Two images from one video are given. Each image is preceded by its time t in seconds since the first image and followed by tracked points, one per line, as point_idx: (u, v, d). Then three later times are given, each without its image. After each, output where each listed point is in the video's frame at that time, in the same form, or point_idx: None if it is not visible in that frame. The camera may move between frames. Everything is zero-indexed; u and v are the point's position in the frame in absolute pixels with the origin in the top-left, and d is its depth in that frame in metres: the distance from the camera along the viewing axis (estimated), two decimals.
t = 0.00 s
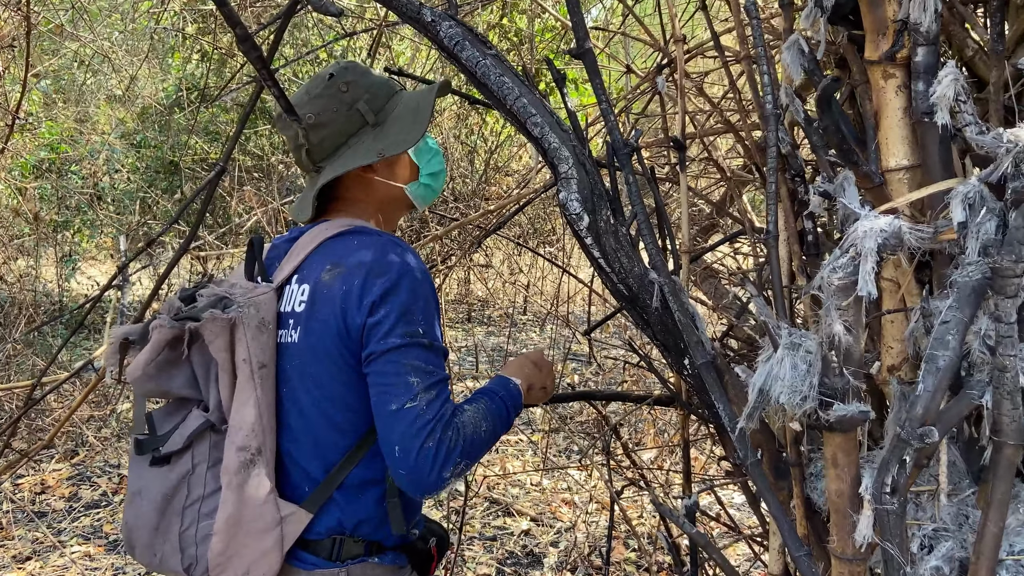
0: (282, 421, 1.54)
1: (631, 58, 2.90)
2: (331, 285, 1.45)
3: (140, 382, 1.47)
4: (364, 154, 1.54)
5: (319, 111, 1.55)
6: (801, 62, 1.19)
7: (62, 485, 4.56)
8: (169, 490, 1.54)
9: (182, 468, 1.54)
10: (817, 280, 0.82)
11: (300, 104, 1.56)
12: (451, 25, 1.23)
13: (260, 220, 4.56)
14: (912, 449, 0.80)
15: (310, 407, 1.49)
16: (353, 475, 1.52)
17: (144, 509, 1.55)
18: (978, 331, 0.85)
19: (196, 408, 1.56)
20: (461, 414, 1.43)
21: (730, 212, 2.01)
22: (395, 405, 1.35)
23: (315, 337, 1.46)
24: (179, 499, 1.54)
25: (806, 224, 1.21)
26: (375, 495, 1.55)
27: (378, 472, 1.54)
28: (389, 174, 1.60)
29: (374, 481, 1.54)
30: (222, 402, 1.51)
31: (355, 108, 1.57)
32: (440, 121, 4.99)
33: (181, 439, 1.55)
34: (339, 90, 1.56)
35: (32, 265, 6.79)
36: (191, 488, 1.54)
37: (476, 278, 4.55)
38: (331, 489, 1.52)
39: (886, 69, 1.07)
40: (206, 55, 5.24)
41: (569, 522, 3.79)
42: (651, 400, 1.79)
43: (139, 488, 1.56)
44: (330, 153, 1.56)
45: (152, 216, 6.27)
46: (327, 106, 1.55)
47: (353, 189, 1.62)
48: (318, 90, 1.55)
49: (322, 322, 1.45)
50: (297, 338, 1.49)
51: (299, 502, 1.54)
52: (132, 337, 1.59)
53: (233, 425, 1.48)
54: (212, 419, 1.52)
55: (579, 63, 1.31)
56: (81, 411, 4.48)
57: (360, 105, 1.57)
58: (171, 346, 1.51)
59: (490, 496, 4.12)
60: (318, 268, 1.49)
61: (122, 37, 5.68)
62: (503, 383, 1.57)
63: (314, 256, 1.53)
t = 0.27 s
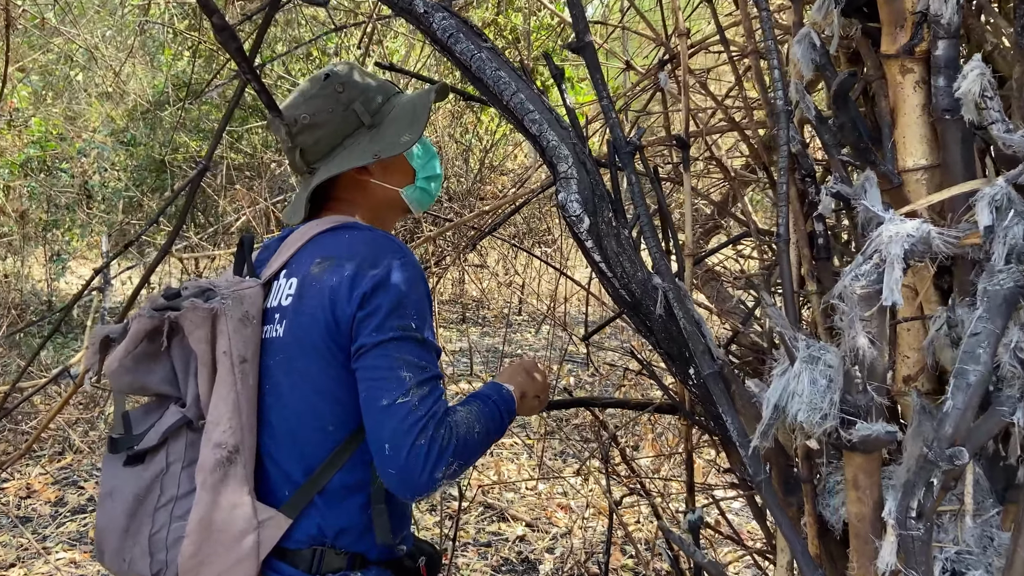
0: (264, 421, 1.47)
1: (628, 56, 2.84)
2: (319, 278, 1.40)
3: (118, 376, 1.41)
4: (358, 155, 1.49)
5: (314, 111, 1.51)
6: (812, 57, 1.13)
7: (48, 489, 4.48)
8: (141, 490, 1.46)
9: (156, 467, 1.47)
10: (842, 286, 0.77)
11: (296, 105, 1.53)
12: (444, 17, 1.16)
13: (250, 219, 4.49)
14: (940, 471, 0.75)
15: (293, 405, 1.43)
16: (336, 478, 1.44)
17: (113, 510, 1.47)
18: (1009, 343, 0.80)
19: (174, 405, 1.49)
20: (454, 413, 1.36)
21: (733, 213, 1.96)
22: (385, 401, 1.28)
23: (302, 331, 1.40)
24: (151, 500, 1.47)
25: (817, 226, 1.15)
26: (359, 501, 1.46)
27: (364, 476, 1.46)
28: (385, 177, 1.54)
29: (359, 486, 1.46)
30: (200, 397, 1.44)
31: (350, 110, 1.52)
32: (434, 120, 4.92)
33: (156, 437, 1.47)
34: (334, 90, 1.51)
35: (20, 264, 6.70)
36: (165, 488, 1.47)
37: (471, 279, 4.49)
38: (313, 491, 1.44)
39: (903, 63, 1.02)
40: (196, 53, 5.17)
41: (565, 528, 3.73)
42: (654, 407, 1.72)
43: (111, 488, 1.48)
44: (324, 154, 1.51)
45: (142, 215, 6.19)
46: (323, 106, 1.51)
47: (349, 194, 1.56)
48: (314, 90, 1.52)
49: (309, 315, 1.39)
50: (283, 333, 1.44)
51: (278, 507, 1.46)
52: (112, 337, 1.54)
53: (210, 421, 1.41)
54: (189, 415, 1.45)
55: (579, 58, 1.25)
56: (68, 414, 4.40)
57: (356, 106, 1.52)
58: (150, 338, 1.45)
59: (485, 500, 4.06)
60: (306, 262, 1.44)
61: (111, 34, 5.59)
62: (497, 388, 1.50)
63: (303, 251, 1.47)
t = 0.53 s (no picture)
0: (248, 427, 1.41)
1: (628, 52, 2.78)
2: (301, 278, 1.34)
3: (101, 380, 1.37)
4: (343, 156, 1.43)
5: (301, 108, 1.45)
6: (826, 53, 1.08)
7: (36, 493, 4.41)
8: (120, 499, 1.40)
9: (134, 475, 1.41)
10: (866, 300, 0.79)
11: (283, 101, 1.47)
12: (440, 10, 1.10)
13: (242, 219, 4.42)
14: (975, 498, 0.75)
15: (277, 410, 1.37)
16: (323, 486, 1.37)
17: (92, 520, 1.41)
18: None
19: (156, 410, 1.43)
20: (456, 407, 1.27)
21: (737, 214, 1.90)
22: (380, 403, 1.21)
23: (285, 333, 1.34)
24: (129, 510, 1.40)
25: (830, 230, 1.10)
26: (348, 509, 1.39)
27: (353, 482, 1.39)
28: (371, 179, 1.49)
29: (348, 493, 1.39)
30: (180, 402, 1.39)
31: (338, 108, 1.46)
32: (429, 118, 4.85)
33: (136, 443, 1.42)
34: (323, 87, 1.45)
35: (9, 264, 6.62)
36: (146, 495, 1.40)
37: (466, 279, 4.43)
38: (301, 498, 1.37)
39: (925, 60, 0.96)
40: (187, 49, 5.08)
41: (561, 533, 3.69)
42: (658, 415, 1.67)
43: (91, 497, 1.42)
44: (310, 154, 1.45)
45: (133, 214, 6.12)
46: (310, 104, 1.45)
47: (333, 196, 1.51)
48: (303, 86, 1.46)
49: (290, 317, 1.33)
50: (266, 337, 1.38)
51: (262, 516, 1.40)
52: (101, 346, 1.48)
53: (191, 425, 1.35)
54: (169, 419, 1.39)
55: (582, 53, 1.19)
56: (56, 417, 4.33)
57: (344, 104, 1.46)
58: (130, 343, 1.41)
59: (481, 504, 4.01)
60: (289, 262, 1.39)
61: (100, 29, 5.50)
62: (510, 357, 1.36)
63: (286, 252, 1.42)
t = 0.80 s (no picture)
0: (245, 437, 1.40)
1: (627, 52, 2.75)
2: (287, 283, 1.34)
3: (90, 401, 1.38)
4: (309, 149, 1.44)
5: (275, 95, 1.47)
6: (839, 55, 1.05)
7: (29, 500, 4.37)
8: (120, 518, 1.38)
9: (133, 492, 1.39)
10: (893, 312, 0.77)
11: (263, 85, 1.50)
12: (444, 11, 1.07)
13: (237, 221, 4.38)
14: (1005, 516, 0.79)
15: (274, 417, 1.37)
16: (332, 488, 1.37)
17: (96, 541, 1.39)
18: None
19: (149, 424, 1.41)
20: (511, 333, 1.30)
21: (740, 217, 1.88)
22: (432, 367, 1.24)
23: (278, 340, 1.35)
24: (131, 527, 1.38)
25: (843, 237, 1.08)
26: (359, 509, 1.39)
27: (362, 479, 1.39)
28: (342, 176, 1.48)
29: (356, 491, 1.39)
30: (171, 415, 1.38)
31: (313, 98, 1.46)
32: (424, 119, 4.82)
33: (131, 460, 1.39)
34: (300, 76, 1.46)
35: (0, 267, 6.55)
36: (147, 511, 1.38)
37: (463, 282, 4.40)
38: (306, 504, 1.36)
39: (942, 62, 0.94)
40: (180, 50, 5.04)
41: (560, 537, 3.67)
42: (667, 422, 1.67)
43: (92, 519, 1.41)
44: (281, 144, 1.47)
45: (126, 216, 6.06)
46: (286, 92, 1.47)
47: (304, 188, 1.51)
48: (281, 72, 1.48)
49: (285, 321, 1.34)
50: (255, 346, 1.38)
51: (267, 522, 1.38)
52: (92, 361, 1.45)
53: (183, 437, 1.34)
54: (162, 433, 1.37)
55: (587, 55, 1.16)
56: (49, 422, 4.28)
57: (319, 95, 1.46)
58: (114, 361, 1.41)
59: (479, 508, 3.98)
60: (269, 269, 1.39)
61: (91, 30, 5.45)
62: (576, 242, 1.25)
63: (263, 260, 1.42)
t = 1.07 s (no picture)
0: (272, 441, 1.49)
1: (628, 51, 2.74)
2: (315, 286, 1.43)
3: (104, 418, 1.40)
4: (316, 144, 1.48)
5: (281, 86, 1.51)
6: (868, 51, 1.03)
7: (25, 506, 4.30)
8: (146, 533, 1.46)
9: (157, 509, 1.47)
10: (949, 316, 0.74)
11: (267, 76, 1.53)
12: (465, 7, 1.04)
13: (235, 223, 4.34)
14: None
15: (305, 413, 1.46)
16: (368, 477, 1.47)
17: (121, 560, 1.47)
18: None
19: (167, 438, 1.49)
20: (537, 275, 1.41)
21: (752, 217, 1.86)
22: (488, 320, 1.37)
23: (308, 339, 1.44)
24: (158, 544, 1.47)
25: (872, 237, 1.05)
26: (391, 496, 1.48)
27: (392, 462, 1.49)
28: (346, 172, 1.54)
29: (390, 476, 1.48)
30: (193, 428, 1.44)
31: (318, 93, 1.51)
32: (423, 121, 4.79)
33: (154, 476, 1.48)
34: (308, 70, 1.50)
35: None
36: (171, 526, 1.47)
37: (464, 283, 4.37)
38: (333, 514, 1.45)
39: (977, 57, 0.92)
40: (174, 51, 4.99)
41: (565, 540, 3.66)
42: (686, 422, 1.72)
43: (115, 540, 1.49)
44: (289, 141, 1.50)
45: (120, 219, 6.00)
46: (291, 83, 1.50)
47: (306, 183, 1.56)
48: (287, 64, 1.51)
49: (312, 326, 1.43)
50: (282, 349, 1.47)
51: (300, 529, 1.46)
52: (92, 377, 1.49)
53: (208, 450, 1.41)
54: (185, 447, 1.46)
55: (609, 53, 1.14)
56: (46, 427, 4.23)
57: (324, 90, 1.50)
58: (127, 376, 1.44)
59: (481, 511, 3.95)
60: (290, 275, 1.47)
61: (85, 30, 5.39)
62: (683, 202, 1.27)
63: (278, 267, 1.49)
